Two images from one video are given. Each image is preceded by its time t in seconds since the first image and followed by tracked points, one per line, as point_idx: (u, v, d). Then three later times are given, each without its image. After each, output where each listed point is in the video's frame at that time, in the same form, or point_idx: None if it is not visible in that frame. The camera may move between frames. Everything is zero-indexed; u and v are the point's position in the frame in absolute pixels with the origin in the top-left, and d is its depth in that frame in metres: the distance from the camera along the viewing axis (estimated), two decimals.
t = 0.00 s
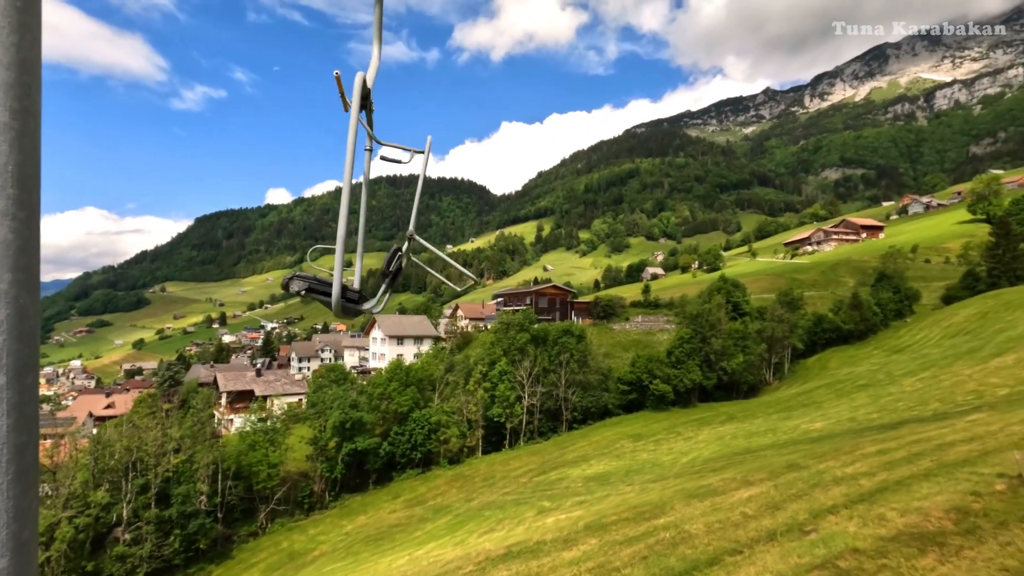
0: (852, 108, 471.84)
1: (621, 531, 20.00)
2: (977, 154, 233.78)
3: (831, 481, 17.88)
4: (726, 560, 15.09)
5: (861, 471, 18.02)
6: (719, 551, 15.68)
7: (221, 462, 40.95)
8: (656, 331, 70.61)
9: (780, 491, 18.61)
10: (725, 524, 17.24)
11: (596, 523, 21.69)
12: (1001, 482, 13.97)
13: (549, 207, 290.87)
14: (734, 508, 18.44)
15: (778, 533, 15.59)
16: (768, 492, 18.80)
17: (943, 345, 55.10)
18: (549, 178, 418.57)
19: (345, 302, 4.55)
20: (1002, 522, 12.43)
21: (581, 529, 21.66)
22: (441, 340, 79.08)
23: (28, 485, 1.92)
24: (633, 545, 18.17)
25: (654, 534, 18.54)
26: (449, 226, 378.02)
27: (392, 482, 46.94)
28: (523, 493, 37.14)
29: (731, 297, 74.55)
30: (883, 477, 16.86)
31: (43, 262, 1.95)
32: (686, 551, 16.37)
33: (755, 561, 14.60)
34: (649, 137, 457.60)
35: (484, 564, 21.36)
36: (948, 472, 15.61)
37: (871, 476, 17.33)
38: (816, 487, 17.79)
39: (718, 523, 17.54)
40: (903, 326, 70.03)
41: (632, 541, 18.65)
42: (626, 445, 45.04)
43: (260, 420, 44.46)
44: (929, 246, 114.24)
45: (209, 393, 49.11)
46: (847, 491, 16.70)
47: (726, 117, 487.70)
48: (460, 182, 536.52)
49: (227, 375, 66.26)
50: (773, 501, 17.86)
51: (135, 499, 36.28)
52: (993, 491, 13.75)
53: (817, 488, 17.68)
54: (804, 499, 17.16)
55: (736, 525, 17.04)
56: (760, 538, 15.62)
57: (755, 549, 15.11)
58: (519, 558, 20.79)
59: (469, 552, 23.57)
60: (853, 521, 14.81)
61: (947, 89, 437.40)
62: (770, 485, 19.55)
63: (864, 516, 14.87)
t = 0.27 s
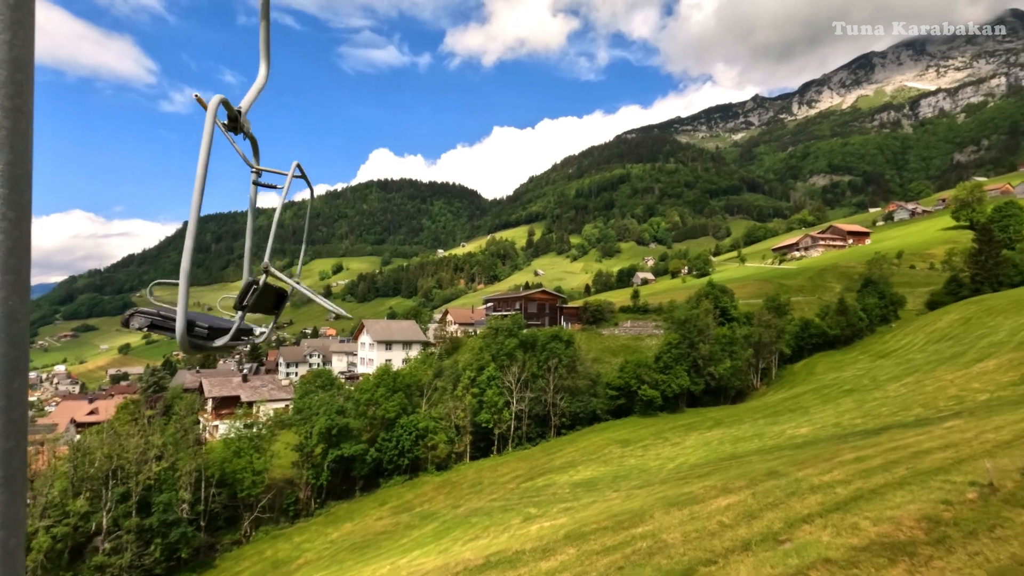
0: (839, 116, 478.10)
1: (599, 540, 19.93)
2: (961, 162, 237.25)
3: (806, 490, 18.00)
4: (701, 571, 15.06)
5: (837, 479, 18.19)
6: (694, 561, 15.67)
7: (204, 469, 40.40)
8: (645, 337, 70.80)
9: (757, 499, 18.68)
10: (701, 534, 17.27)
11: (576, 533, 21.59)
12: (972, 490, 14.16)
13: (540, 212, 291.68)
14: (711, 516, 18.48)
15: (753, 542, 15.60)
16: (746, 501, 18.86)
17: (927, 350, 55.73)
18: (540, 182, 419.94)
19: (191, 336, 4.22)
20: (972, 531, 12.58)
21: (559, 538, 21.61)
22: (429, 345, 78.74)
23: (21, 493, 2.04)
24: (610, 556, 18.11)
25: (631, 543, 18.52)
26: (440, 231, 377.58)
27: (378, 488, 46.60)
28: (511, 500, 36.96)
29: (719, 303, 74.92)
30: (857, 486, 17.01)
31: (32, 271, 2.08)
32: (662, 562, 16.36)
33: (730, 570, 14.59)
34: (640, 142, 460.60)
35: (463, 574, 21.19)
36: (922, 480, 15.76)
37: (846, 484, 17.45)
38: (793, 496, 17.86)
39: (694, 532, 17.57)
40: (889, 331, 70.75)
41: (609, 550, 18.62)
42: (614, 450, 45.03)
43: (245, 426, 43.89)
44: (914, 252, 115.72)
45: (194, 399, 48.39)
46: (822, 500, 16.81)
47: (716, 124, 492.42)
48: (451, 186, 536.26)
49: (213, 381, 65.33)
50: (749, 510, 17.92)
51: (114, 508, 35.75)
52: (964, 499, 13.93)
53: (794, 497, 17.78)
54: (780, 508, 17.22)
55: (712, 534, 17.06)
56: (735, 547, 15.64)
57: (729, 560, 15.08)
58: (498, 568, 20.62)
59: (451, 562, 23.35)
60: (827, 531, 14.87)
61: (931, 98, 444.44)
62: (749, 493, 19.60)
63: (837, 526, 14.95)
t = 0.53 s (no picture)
0: (826, 123, 484.48)
1: (576, 550, 19.87)
2: (945, 169, 241.16)
3: (783, 498, 18.07)
4: None
5: (813, 487, 18.26)
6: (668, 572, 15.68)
7: (186, 477, 39.78)
8: (633, 342, 70.97)
9: (734, 508, 18.73)
10: (677, 544, 17.29)
11: (555, 542, 21.48)
12: (944, 499, 14.30)
13: (531, 217, 292.41)
14: (688, 525, 18.49)
15: (727, 552, 15.62)
16: (723, 509, 18.90)
17: (911, 356, 56.38)
18: (531, 188, 421.52)
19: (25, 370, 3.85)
20: (941, 541, 12.73)
21: (538, 548, 21.51)
22: (417, 350, 78.41)
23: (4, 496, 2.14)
24: (586, 567, 18.08)
25: (607, 554, 18.51)
26: (430, 235, 376.97)
27: (365, 495, 46.21)
28: (497, 507, 36.78)
29: (706, 308, 75.32)
30: (832, 495, 17.09)
31: (21, 282, 2.19)
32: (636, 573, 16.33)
33: None
34: (631, 148, 463.85)
35: None
36: (895, 489, 15.89)
37: (822, 493, 17.54)
38: (769, 504, 17.93)
39: (670, 542, 17.58)
40: (874, 337, 71.48)
41: (585, 561, 18.58)
42: (602, 456, 44.99)
43: (229, 433, 43.26)
44: (899, 258, 117.25)
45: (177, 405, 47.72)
46: (798, 508, 16.88)
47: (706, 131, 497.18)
48: (442, 191, 535.80)
49: (197, 387, 64.50)
50: (725, 518, 17.96)
51: (93, 517, 35.21)
52: (935, 508, 14.08)
53: (770, 505, 17.85)
54: (756, 517, 17.27)
55: (687, 544, 17.09)
56: (709, 557, 15.65)
57: (703, 570, 15.10)
58: None
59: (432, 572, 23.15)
60: (800, 540, 14.92)
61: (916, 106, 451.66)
62: (726, 502, 19.63)
63: (811, 535, 15.00)
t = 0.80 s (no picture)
0: (813, 130, 490.23)
1: (552, 560, 19.85)
2: (929, 177, 244.81)
3: (758, 507, 18.16)
4: None
5: (788, 496, 18.36)
6: None
7: (167, 485, 39.26)
8: (621, 347, 71.11)
9: (710, 517, 18.80)
10: (651, 554, 17.34)
11: (532, 551, 21.39)
12: (914, 509, 14.43)
13: (521, 222, 292.71)
14: (665, 535, 18.48)
15: (700, 563, 15.66)
16: (698, 519, 18.96)
17: (894, 361, 57.03)
18: (521, 192, 422.37)
19: None
20: (908, 552, 12.91)
21: (515, 557, 21.43)
22: (405, 355, 78.03)
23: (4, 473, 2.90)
24: None
25: (584, 564, 18.51)
26: (421, 239, 376.02)
27: (350, 502, 45.83)
28: (483, 513, 36.62)
29: (694, 314, 75.68)
30: (806, 504, 17.19)
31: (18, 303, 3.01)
32: None
33: None
34: (621, 153, 466.35)
35: None
36: (866, 498, 16.02)
37: (796, 501, 17.63)
38: (744, 513, 18.00)
39: (644, 552, 17.63)
40: (858, 342, 72.24)
41: (561, 572, 18.54)
42: (588, 462, 44.93)
43: (211, 440, 42.73)
44: (883, 264, 118.77)
45: (159, 410, 46.98)
46: (771, 517, 16.96)
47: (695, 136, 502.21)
48: (433, 195, 534.70)
49: (181, 392, 63.61)
50: (700, 527, 18.01)
51: (70, 526, 34.88)
52: (905, 518, 14.22)
53: (745, 514, 17.92)
54: (730, 526, 17.33)
55: (661, 554, 17.13)
56: (682, 567, 15.68)
57: None
58: None
59: None
60: (772, 550, 14.98)
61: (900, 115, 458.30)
62: (702, 511, 19.67)
63: (782, 545, 15.08)
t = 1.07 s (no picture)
0: (802, 136, 495.42)
1: (533, 568, 19.81)
2: (915, 183, 248.06)
3: (736, 515, 18.20)
4: None
5: (766, 504, 18.41)
6: None
7: (150, 492, 38.69)
8: (610, 351, 71.18)
9: (688, 525, 18.86)
10: (631, 564, 17.38)
11: (512, 560, 21.32)
12: (888, 517, 14.58)
13: (513, 225, 293.21)
14: (643, 544, 18.53)
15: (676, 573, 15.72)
16: (677, 527, 18.99)
17: (880, 365, 57.51)
18: (513, 196, 423.09)
19: None
20: (880, 562, 13.06)
21: (497, 565, 21.35)
22: (394, 359, 77.71)
23: None
24: None
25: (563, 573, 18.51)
26: (412, 243, 375.27)
27: (337, 509, 45.41)
28: (471, 519, 36.42)
29: (683, 318, 76.06)
30: (783, 511, 17.28)
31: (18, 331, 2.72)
32: None
33: None
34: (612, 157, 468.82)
35: None
36: (843, 506, 16.12)
37: (774, 509, 17.71)
38: (722, 521, 18.07)
39: (623, 562, 17.69)
40: (846, 346, 72.81)
41: None
42: (577, 467, 44.90)
43: (196, 445, 42.25)
44: (871, 269, 120.00)
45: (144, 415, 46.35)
46: (749, 526, 16.98)
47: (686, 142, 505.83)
48: (424, 198, 534.17)
49: (166, 397, 62.87)
50: (678, 536, 18.07)
51: (49, 534, 34.30)
52: (879, 527, 14.34)
53: (723, 523, 17.94)
54: (707, 535, 17.39)
55: (640, 563, 17.18)
56: None
57: None
58: None
59: None
60: (747, 561, 15.07)
61: (887, 122, 464.47)
62: (681, 519, 19.70)
63: (758, 555, 15.15)
